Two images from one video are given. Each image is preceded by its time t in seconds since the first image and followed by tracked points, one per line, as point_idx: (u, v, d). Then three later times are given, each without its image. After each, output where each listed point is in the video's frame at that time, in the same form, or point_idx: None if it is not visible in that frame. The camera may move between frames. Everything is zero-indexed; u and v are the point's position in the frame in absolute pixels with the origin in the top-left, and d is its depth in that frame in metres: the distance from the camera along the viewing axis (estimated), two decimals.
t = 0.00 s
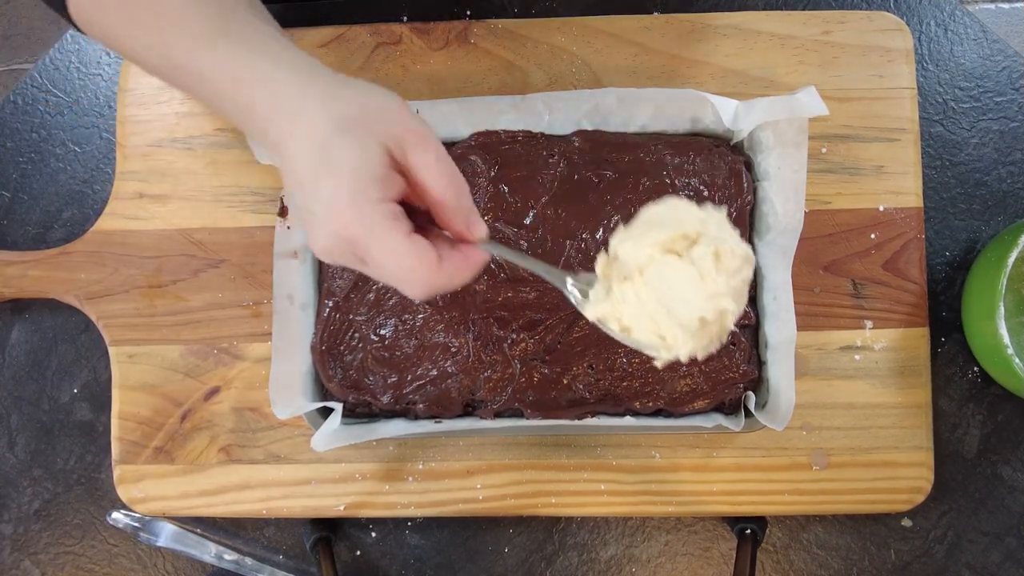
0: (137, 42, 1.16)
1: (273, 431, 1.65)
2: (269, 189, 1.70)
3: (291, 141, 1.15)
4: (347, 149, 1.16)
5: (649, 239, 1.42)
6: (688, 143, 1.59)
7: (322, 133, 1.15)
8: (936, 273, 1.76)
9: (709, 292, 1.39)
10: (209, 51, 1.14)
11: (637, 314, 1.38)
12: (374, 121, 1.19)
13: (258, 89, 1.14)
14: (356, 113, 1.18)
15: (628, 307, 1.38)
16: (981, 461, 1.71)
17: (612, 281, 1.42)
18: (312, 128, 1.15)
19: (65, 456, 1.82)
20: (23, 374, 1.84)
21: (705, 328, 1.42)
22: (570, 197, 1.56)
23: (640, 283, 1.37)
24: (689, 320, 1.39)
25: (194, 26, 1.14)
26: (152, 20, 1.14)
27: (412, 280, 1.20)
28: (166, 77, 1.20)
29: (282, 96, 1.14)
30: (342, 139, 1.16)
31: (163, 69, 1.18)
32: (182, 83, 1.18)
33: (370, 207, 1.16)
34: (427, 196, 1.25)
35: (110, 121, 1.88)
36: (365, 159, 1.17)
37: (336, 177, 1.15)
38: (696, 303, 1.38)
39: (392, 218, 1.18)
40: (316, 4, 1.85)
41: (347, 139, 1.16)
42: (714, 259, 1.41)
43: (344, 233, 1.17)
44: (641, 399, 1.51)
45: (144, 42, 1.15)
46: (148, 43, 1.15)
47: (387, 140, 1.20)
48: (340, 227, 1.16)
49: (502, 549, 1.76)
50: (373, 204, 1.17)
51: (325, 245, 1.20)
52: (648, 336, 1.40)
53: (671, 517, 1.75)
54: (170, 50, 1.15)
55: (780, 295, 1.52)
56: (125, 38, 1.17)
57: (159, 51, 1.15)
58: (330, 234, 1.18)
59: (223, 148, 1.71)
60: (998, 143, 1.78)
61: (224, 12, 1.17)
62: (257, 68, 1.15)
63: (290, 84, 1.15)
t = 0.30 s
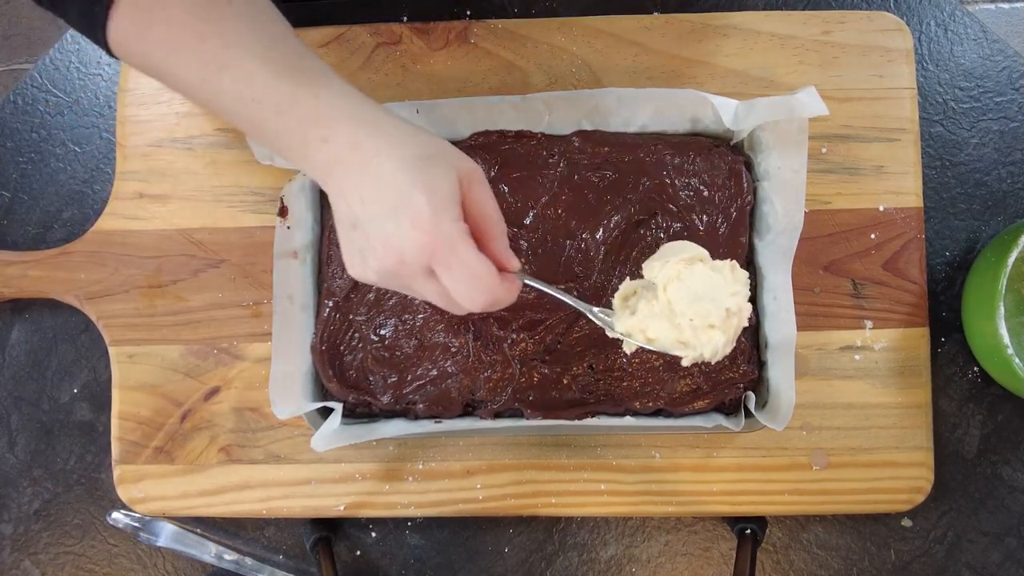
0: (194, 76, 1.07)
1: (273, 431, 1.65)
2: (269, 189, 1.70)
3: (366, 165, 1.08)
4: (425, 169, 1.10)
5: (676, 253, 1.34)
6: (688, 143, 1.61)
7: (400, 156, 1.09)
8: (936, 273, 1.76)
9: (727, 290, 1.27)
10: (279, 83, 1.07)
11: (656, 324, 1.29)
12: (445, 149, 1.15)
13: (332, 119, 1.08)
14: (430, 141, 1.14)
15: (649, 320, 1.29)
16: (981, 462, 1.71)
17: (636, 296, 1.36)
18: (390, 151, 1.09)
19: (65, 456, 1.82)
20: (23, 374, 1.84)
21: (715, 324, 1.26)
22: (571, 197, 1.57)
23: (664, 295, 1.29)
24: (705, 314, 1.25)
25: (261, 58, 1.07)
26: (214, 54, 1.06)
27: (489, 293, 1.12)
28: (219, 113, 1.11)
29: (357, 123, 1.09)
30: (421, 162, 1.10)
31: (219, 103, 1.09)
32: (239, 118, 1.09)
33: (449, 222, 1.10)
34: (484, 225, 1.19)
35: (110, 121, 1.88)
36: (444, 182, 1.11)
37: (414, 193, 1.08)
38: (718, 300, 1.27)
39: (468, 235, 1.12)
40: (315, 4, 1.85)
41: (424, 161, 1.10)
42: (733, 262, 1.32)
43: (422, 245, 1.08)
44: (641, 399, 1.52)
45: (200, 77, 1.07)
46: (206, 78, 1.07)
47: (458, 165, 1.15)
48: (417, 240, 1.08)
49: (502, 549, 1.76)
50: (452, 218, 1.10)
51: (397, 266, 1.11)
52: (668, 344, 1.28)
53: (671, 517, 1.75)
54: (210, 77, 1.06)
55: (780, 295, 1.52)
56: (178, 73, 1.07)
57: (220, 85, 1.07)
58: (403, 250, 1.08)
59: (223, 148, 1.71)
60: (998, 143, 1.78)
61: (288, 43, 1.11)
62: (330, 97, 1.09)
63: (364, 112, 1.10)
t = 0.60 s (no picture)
0: (202, 73, 1.08)
1: (273, 431, 1.65)
2: (269, 189, 1.70)
3: (374, 149, 1.10)
4: (432, 153, 1.12)
5: (671, 246, 1.50)
6: (687, 143, 1.61)
7: (408, 140, 1.11)
8: (936, 273, 1.76)
9: (731, 264, 1.40)
10: (287, 76, 1.08)
11: (673, 303, 1.37)
12: (453, 139, 1.18)
13: (340, 109, 1.10)
14: (438, 130, 1.17)
15: (665, 301, 1.38)
16: (981, 462, 1.71)
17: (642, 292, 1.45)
18: (397, 135, 1.11)
19: (65, 456, 1.82)
20: (23, 374, 1.84)
21: (729, 291, 1.35)
22: (571, 198, 1.57)
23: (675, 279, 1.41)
24: (719, 281, 1.35)
25: (268, 52, 1.08)
26: (221, 51, 1.06)
27: (491, 270, 1.08)
28: (226, 108, 1.12)
29: (365, 111, 1.11)
30: (428, 146, 1.12)
31: (226, 99, 1.10)
32: (247, 113, 1.11)
33: (452, 199, 1.10)
34: (487, 216, 1.20)
35: (110, 121, 1.88)
36: (450, 166, 1.12)
37: (420, 173, 1.10)
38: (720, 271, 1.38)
39: (472, 212, 1.11)
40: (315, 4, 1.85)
41: (431, 145, 1.13)
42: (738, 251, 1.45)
43: (424, 218, 1.08)
44: (641, 399, 1.52)
45: (209, 73, 1.08)
46: (215, 74, 1.08)
47: (465, 153, 1.18)
48: (422, 215, 1.08)
49: (502, 549, 1.76)
50: (457, 196, 1.11)
51: (397, 242, 1.09)
52: (689, 318, 1.34)
53: (671, 517, 1.75)
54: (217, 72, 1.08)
55: (781, 294, 1.51)
56: (187, 70, 1.08)
57: (228, 81, 1.08)
58: (407, 225, 1.08)
59: (222, 148, 1.71)
60: (998, 143, 1.78)
61: (295, 36, 1.12)
62: (339, 87, 1.11)
63: (372, 101, 1.12)
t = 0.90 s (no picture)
0: (212, 82, 1.07)
1: (273, 431, 1.65)
2: (269, 189, 1.69)
3: (385, 160, 1.11)
4: (442, 165, 1.13)
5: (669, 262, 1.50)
6: (687, 143, 1.61)
7: (418, 151, 1.12)
8: (936, 273, 1.76)
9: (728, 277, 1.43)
10: (299, 87, 1.08)
11: (675, 312, 1.39)
12: (461, 152, 1.20)
13: (351, 121, 1.10)
14: (447, 143, 1.19)
15: (667, 310, 1.40)
16: (981, 462, 1.71)
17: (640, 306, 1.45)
18: (408, 147, 1.12)
19: (65, 456, 1.82)
20: (22, 374, 1.84)
21: (728, 300, 1.38)
22: (571, 198, 1.57)
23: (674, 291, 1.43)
24: (718, 289, 1.38)
25: (280, 63, 1.08)
26: (232, 61, 1.06)
27: (503, 278, 1.08)
28: (236, 117, 1.12)
29: (376, 123, 1.12)
30: (438, 158, 1.14)
31: (235, 109, 1.10)
32: (256, 123, 1.10)
33: (464, 209, 1.11)
34: (494, 229, 1.21)
35: (110, 121, 1.88)
36: (460, 179, 1.14)
37: (432, 185, 1.11)
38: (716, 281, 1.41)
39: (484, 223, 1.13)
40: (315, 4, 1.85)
41: (441, 158, 1.14)
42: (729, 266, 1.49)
43: (438, 228, 1.09)
44: (641, 399, 1.52)
45: (219, 83, 1.07)
46: (225, 83, 1.07)
47: (473, 167, 1.20)
48: (434, 224, 1.09)
49: (502, 549, 1.76)
50: (469, 208, 1.12)
51: (409, 251, 1.11)
52: (691, 323, 1.36)
53: (671, 517, 1.75)
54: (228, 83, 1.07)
55: (780, 295, 1.51)
56: (196, 79, 1.08)
57: (238, 91, 1.08)
58: (419, 234, 1.10)
59: (222, 148, 1.71)
60: (998, 143, 1.78)
61: (305, 47, 1.12)
62: (349, 99, 1.11)
63: (382, 113, 1.13)
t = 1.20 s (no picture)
0: (212, 79, 1.08)
1: (273, 431, 1.65)
2: (269, 189, 1.69)
3: (383, 156, 1.11)
4: (441, 161, 1.13)
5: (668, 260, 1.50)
6: (687, 143, 1.61)
7: (417, 148, 1.12)
8: (936, 273, 1.76)
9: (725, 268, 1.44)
10: (300, 85, 1.08)
11: (675, 302, 1.37)
12: (460, 149, 1.20)
13: (351, 119, 1.10)
14: (446, 140, 1.19)
15: (668, 301, 1.38)
16: (981, 461, 1.71)
17: (640, 298, 1.44)
18: (407, 143, 1.12)
19: (65, 456, 1.82)
20: (22, 374, 1.84)
21: (727, 288, 1.38)
22: (571, 198, 1.57)
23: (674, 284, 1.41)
24: (717, 279, 1.39)
25: (281, 61, 1.08)
26: (233, 60, 1.06)
27: (501, 268, 1.06)
28: (235, 115, 1.12)
29: (375, 120, 1.12)
30: (437, 154, 1.14)
31: (235, 106, 1.10)
32: (256, 120, 1.10)
33: (462, 203, 1.11)
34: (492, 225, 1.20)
35: (110, 121, 1.88)
36: (458, 175, 1.14)
37: (430, 179, 1.11)
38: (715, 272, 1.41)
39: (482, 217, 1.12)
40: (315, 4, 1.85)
41: (439, 154, 1.14)
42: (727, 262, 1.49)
43: (435, 220, 1.09)
44: (641, 399, 1.52)
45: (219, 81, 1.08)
46: (225, 81, 1.08)
47: (472, 164, 1.20)
48: (431, 216, 1.09)
49: (502, 549, 1.76)
50: (466, 202, 1.12)
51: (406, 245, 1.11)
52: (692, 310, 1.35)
53: (671, 517, 1.75)
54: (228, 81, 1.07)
55: (780, 295, 1.51)
56: (197, 77, 1.08)
57: (238, 88, 1.08)
58: (416, 227, 1.10)
59: (222, 148, 1.71)
60: (998, 143, 1.78)
61: (306, 44, 1.12)
62: (349, 96, 1.11)
63: (381, 110, 1.13)
